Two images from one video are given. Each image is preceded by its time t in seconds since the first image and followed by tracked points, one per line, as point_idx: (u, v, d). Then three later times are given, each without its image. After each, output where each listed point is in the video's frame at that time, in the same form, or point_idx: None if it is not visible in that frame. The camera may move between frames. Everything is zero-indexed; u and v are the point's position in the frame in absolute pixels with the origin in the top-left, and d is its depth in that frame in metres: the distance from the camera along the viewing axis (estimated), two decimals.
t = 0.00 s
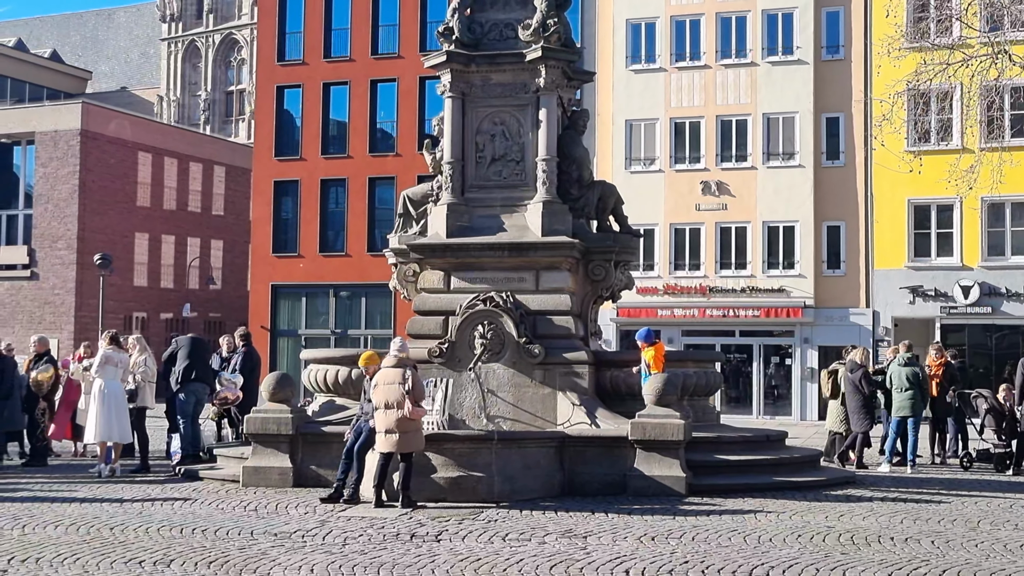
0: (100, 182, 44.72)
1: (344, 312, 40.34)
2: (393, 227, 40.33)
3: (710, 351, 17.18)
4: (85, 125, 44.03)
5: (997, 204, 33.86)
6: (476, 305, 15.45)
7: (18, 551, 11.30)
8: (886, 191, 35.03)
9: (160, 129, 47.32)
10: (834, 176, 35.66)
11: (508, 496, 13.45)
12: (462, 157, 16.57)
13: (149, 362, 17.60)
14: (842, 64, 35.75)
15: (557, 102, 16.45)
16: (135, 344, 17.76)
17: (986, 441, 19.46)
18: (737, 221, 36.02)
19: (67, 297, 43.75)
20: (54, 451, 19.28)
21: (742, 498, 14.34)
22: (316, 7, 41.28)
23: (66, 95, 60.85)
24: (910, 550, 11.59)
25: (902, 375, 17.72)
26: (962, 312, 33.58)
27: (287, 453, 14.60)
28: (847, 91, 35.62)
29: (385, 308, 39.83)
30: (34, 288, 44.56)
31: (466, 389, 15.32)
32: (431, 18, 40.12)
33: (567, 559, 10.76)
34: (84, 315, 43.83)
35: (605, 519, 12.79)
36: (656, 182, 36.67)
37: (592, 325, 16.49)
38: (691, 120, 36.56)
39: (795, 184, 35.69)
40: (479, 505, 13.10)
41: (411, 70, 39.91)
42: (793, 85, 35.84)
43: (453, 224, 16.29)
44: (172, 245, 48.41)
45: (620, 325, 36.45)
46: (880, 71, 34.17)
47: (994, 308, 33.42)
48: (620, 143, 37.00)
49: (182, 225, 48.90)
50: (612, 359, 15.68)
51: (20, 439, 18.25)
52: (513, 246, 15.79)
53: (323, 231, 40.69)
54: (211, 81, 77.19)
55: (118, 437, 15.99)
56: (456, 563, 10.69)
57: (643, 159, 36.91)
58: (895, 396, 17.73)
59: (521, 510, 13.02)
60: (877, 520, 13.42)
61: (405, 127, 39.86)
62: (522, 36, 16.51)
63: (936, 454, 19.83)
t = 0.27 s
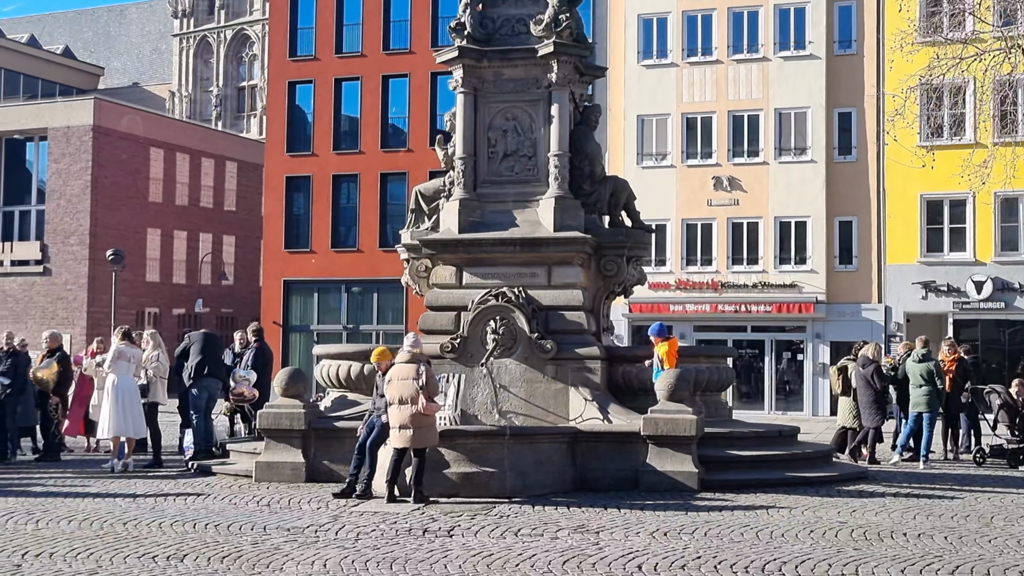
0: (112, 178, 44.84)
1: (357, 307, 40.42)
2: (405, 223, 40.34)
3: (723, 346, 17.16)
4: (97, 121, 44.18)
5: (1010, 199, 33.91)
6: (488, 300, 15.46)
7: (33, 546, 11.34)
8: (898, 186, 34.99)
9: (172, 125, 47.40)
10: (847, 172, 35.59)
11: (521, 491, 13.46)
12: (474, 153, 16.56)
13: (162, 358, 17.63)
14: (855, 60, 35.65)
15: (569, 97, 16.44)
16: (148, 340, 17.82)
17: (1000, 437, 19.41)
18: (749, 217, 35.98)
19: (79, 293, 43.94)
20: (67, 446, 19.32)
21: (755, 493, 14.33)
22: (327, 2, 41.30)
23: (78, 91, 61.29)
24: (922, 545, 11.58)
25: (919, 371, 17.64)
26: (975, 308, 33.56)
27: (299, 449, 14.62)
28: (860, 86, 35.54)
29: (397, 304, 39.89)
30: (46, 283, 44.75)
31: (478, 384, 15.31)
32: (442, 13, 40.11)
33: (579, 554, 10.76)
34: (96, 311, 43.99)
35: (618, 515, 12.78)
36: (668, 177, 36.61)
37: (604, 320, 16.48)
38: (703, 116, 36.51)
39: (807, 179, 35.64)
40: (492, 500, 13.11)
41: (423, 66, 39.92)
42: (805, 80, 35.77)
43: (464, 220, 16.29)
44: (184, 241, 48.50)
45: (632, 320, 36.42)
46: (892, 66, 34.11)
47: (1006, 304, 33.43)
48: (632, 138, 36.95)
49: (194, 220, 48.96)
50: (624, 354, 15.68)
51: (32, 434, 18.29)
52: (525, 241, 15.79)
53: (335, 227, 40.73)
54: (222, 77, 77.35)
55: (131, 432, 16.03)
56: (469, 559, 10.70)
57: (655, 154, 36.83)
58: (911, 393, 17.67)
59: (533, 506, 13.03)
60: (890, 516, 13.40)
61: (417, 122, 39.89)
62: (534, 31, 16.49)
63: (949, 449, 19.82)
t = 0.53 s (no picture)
0: (139, 175, 45.08)
1: (382, 303, 40.51)
2: (430, 218, 40.37)
3: (749, 342, 17.10)
4: (123, 118, 44.47)
5: None
6: (513, 296, 15.47)
7: (61, 541, 11.42)
8: (926, 181, 34.81)
9: (198, 121, 47.61)
10: (873, 166, 35.44)
11: (547, 487, 13.47)
12: (499, 148, 16.55)
13: (190, 355, 17.73)
14: (882, 53, 35.48)
15: (595, 92, 16.42)
16: (175, 336, 17.84)
17: None
18: (775, 212, 35.89)
19: (106, 289, 44.26)
20: (94, 442, 19.48)
21: (782, 489, 14.30)
22: None
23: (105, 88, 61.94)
24: (951, 542, 11.53)
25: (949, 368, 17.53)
26: (1003, 303, 33.37)
27: (326, 444, 14.67)
28: (886, 80, 35.38)
29: (422, 299, 39.97)
30: (74, 279, 45.11)
31: (504, 380, 15.31)
32: (467, 9, 40.10)
33: (606, 550, 10.76)
34: (123, 307, 44.31)
35: (644, 511, 12.78)
36: (693, 173, 36.52)
37: (629, 316, 16.46)
38: (728, 111, 36.40)
39: (833, 174, 35.51)
40: (518, 496, 13.10)
41: (448, 61, 39.95)
42: (831, 74, 35.62)
43: (490, 216, 16.28)
44: (211, 237, 48.71)
45: (658, 316, 36.37)
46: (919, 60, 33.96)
47: None
48: (657, 134, 36.89)
49: (221, 217, 49.13)
50: (650, 350, 15.66)
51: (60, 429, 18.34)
52: (550, 236, 15.78)
53: (360, 223, 40.82)
54: (248, 73, 77.66)
55: (158, 428, 16.15)
56: (495, 554, 10.71)
57: (680, 149, 36.77)
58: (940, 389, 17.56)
59: (560, 502, 13.03)
60: (918, 513, 13.35)
61: (442, 118, 39.94)
62: (559, 27, 16.47)
63: (977, 446, 19.73)
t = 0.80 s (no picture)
0: (175, 173, 45.39)
1: (416, 300, 40.63)
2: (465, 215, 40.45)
3: (784, 339, 17.03)
4: (160, 116, 44.82)
5: None
6: (549, 293, 15.46)
7: (101, 537, 11.52)
8: (966, 176, 34.54)
9: (235, 119, 47.89)
10: (910, 161, 35.26)
11: (583, 484, 13.47)
12: (534, 145, 16.55)
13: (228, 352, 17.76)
14: (920, 48, 35.28)
15: (629, 89, 16.36)
16: (212, 333, 17.90)
17: None
18: (811, 208, 35.72)
19: (143, 286, 44.62)
20: (133, 438, 19.61)
21: (818, 487, 14.23)
22: None
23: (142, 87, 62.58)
24: (991, 541, 11.43)
25: (989, 366, 17.35)
26: None
27: (362, 441, 14.71)
28: (923, 75, 35.17)
29: (457, 296, 40.04)
30: (112, 277, 45.51)
31: (539, 377, 15.30)
32: (501, 6, 40.11)
33: (642, 547, 10.74)
34: (160, 305, 44.65)
35: (680, 508, 12.74)
36: (728, 169, 36.40)
37: (665, 313, 16.43)
38: (764, 107, 36.25)
39: (869, 169, 35.31)
40: (554, 494, 13.11)
41: (482, 58, 39.98)
42: (868, 69, 35.41)
43: (525, 214, 16.29)
44: (247, 235, 48.96)
45: (693, 312, 36.20)
46: (957, 55, 33.73)
47: None
48: (692, 130, 36.78)
49: (257, 214, 49.37)
50: (685, 347, 15.62)
51: (100, 427, 18.52)
52: (586, 233, 15.76)
53: (395, 220, 40.94)
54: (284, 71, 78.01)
55: (195, 425, 16.19)
56: (531, 551, 10.71)
57: (716, 145, 36.65)
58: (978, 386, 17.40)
59: (596, 499, 13.03)
60: (957, 511, 13.25)
61: (477, 115, 40.00)
62: (594, 24, 16.42)
63: (1015, 445, 19.58)
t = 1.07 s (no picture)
0: (218, 172, 45.69)
1: (457, 298, 40.72)
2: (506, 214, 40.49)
3: (827, 338, 16.93)
4: (203, 116, 45.15)
5: None
6: (590, 292, 15.43)
7: (145, 534, 11.62)
8: (1011, 176, 34.41)
9: (277, 118, 48.15)
10: (955, 158, 34.99)
11: (625, 483, 13.46)
12: (576, 143, 16.53)
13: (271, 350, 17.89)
14: (965, 44, 34.99)
15: (671, 87, 16.31)
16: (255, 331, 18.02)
17: None
18: (853, 205, 35.48)
19: (186, 284, 44.98)
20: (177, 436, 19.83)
21: (862, 486, 14.15)
22: None
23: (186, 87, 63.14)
24: None
25: None
26: None
27: (404, 439, 14.76)
28: (968, 71, 34.90)
29: (498, 295, 40.09)
30: (155, 276, 45.92)
31: (581, 375, 15.28)
32: (542, 4, 40.09)
33: (684, 546, 10.71)
34: (203, 303, 44.99)
35: (722, 507, 12.70)
36: (770, 167, 36.23)
37: (707, 311, 16.38)
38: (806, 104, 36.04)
39: (913, 166, 35.04)
40: (596, 492, 13.10)
41: (523, 57, 40.00)
42: (912, 65, 35.13)
43: (567, 212, 16.28)
44: (289, 234, 49.22)
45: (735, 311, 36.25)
46: (1003, 51, 33.43)
47: None
48: (734, 128, 36.64)
49: (299, 213, 49.62)
50: (727, 345, 15.56)
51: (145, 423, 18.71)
52: (627, 232, 15.73)
53: (436, 219, 41.05)
54: (325, 70, 78.36)
55: (240, 422, 16.34)
56: (573, 549, 10.71)
57: (757, 143, 36.49)
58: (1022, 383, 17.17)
59: (638, 498, 13.01)
60: (1004, 511, 13.13)
61: (518, 114, 40.02)
62: (635, 21, 16.39)
63: None
